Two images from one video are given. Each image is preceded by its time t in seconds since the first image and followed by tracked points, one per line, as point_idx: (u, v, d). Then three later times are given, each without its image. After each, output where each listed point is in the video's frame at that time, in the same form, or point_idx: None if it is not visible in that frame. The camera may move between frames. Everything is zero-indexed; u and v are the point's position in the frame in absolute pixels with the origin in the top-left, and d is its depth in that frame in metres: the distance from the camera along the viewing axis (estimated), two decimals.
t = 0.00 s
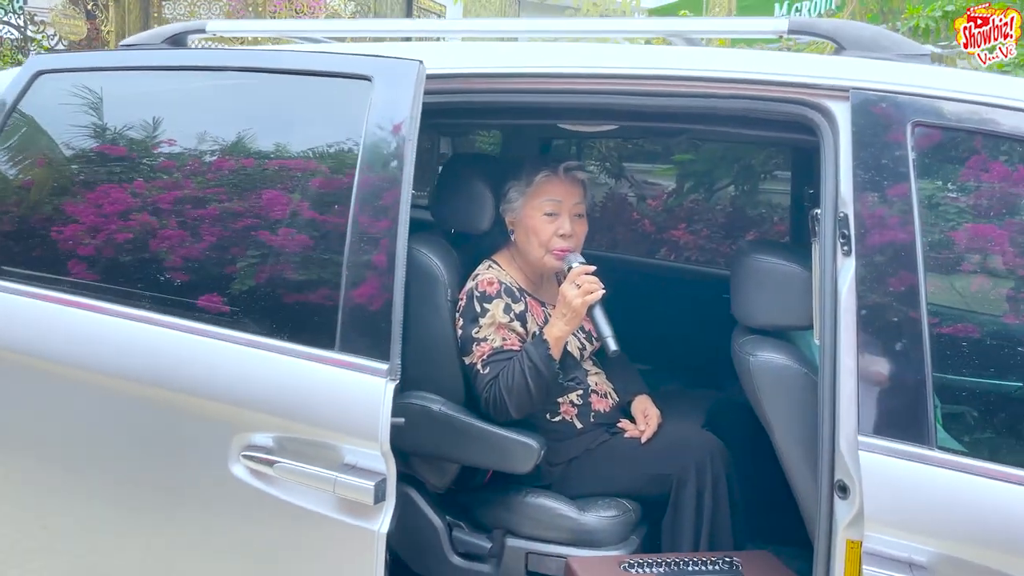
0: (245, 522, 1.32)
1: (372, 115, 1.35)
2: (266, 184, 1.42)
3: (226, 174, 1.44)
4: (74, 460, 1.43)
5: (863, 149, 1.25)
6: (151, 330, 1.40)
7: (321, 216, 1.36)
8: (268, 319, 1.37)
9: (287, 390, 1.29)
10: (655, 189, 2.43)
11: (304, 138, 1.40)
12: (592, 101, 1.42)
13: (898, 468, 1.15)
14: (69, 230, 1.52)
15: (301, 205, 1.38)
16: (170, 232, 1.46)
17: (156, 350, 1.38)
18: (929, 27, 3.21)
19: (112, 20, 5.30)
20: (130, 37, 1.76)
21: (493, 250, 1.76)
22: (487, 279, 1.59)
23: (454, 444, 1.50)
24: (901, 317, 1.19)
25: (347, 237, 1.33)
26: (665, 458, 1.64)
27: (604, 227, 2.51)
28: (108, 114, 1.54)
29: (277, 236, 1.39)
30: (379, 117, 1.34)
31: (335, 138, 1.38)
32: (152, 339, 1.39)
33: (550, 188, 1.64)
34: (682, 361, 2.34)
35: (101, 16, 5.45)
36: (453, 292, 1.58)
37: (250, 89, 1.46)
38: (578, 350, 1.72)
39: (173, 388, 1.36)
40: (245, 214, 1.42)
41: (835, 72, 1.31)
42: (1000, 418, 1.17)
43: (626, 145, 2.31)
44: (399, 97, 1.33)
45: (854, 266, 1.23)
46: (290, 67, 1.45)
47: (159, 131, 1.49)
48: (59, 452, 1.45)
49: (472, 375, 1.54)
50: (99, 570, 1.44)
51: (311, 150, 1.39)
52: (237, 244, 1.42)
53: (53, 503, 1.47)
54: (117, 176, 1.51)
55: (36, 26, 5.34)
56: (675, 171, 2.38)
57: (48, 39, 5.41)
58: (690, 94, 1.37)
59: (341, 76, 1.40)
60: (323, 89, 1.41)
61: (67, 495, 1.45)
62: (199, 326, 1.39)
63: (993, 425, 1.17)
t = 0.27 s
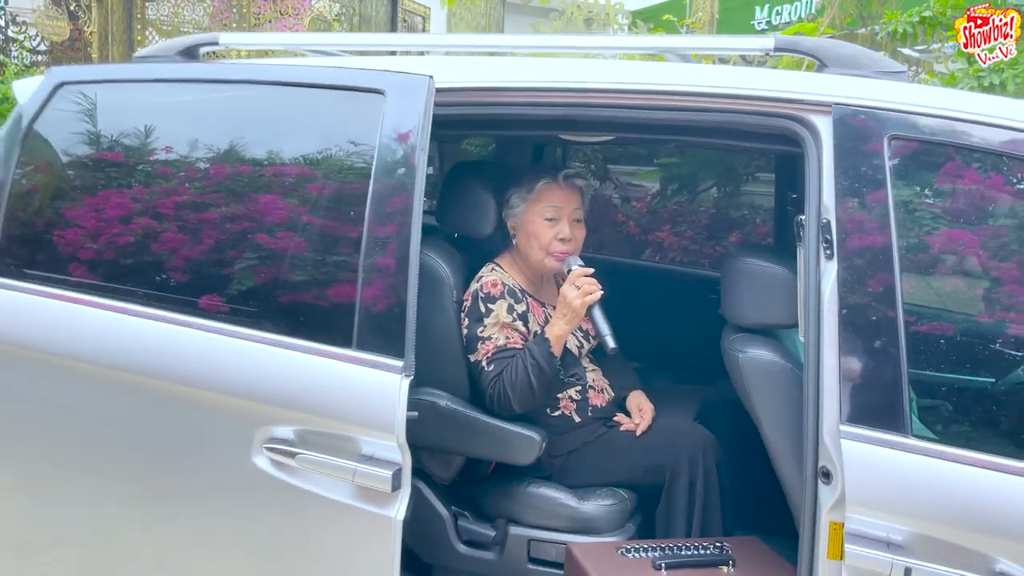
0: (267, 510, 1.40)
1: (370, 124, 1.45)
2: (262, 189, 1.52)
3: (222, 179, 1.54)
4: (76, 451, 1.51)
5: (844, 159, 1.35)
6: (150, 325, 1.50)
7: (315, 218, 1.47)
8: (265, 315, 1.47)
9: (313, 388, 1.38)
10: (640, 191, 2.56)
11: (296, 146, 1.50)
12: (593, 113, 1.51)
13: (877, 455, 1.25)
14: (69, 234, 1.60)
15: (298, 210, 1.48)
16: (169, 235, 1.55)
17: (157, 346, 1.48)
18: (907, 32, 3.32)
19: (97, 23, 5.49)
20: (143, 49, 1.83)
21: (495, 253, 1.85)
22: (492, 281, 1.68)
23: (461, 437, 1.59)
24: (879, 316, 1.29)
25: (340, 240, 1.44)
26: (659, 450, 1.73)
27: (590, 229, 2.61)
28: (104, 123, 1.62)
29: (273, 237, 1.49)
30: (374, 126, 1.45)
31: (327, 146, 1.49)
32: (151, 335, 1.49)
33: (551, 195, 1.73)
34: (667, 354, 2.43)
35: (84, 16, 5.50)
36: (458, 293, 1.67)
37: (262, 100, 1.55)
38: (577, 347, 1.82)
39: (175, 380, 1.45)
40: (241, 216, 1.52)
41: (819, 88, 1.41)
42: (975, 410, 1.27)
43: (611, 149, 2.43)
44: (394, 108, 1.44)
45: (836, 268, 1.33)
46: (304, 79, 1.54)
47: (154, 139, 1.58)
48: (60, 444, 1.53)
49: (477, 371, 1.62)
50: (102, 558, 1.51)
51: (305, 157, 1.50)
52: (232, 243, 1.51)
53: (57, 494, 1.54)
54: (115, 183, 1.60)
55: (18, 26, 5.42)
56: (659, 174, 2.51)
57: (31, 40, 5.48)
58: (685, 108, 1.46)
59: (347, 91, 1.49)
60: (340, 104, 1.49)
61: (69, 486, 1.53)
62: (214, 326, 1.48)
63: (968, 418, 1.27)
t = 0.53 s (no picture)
0: (283, 506, 1.48)
1: (364, 140, 1.58)
2: (259, 201, 1.63)
3: (220, 192, 1.65)
4: (80, 448, 1.61)
5: (828, 177, 1.44)
6: (152, 328, 1.61)
7: (308, 227, 1.59)
8: (264, 319, 1.58)
9: (328, 390, 1.47)
10: (627, 195, 2.67)
11: (290, 159, 1.62)
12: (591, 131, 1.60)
13: (859, 453, 1.34)
14: (74, 244, 1.71)
15: (292, 220, 1.60)
16: (170, 244, 1.66)
17: (166, 349, 1.58)
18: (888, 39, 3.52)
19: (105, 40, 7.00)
20: (160, 65, 1.91)
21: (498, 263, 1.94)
22: (495, 290, 1.76)
23: (465, 439, 1.67)
24: (860, 322, 1.38)
25: (330, 247, 1.56)
26: (654, 452, 1.81)
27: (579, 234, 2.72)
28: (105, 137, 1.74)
29: (271, 246, 1.60)
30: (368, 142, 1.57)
31: (321, 159, 1.61)
32: (156, 337, 1.59)
33: (551, 209, 1.81)
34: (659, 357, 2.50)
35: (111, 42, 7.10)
36: (461, 302, 1.75)
37: (271, 119, 1.66)
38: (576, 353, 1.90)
39: (183, 381, 1.55)
40: (239, 227, 1.63)
41: (803, 110, 1.51)
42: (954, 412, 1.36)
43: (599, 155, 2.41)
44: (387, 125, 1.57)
45: (820, 279, 1.42)
46: (317, 102, 1.63)
47: (152, 153, 1.71)
48: (67, 442, 1.62)
49: (481, 375, 1.71)
50: (111, 551, 1.60)
51: (297, 170, 1.62)
52: (228, 251, 1.62)
53: (66, 490, 1.63)
54: (117, 194, 1.71)
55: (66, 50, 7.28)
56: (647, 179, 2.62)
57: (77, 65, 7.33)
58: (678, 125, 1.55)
59: (351, 112, 1.60)
60: (359, 124, 1.59)
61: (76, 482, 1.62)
62: (225, 334, 1.58)
63: (945, 419, 1.36)
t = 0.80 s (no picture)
0: (297, 502, 1.54)
1: (355, 150, 1.68)
2: (255, 209, 1.71)
3: (218, 200, 1.73)
4: (83, 446, 1.68)
5: (813, 188, 1.53)
6: (152, 329, 1.68)
7: (305, 234, 1.66)
8: (264, 320, 1.64)
9: (333, 390, 1.54)
10: (614, 199, 2.79)
11: (282, 169, 1.71)
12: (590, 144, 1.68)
13: (844, 448, 1.42)
14: (75, 251, 1.79)
15: (289, 228, 1.67)
16: (169, 250, 1.73)
17: (170, 351, 1.65)
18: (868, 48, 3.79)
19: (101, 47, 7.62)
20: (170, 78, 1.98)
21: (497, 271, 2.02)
22: (497, 295, 1.85)
23: (470, 438, 1.74)
24: (843, 324, 1.47)
25: (327, 252, 1.64)
26: (649, 448, 1.91)
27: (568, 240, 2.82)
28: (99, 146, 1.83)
29: (267, 252, 1.68)
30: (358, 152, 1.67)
31: (312, 168, 1.70)
32: (157, 339, 1.66)
33: (549, 218, 1.90)
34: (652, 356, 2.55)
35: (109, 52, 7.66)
36: (464, 306, 1.84)
37: (269, 132, 1.75)
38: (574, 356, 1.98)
39: (189, 382, 1.62)
40: (237, 234, 1.71)
41: (789, 125, 1.59)
42: (933, 409, 1.44)
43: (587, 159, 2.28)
44: (376, 138, 1.67)
45: (806, 285, 1.50)
46: (328, 115, 1.72)
47: (147, 162, 1.80)
48: (70, 440, 1.69)
49: (483, 376, 1.79)
50: (117, 547, 1.66)
51: (290, 180, 1.70)
52: (223, 258, 1.70)
53: (69, 488, 1.70)
54: (115, 202, 1.79)
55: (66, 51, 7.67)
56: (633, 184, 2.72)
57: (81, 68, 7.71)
58: (671, 139, 1.63)
59: (355, 124, 1.70)
60: (377, 139, 1.67)
61: (80, 480, 1.69)
62: (231, 335, 1.65)
63: (923, 416, 1.44)
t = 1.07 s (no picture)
0: (300, 498, 1.61)
1: (337, 159, 1.77)
2: (241, 217, 1.78)
3: (202, 209, 1.80)
4: (78, 449, 1.73)
5: (787, 195, 1.63)
6: (142, 333, 1.74)
7: (290, 240, 1.75)
8: (251, 322, 1.72)
9: (326, 389, 1.61)
10: (589, 202, 2.79)
11: (264, 179, 1.79)
12: (579, 156, 1.77)
13: (819, 439, 1.51)
14: (63, 260, 1.84)
15: (274, 235, 1.76)
16: (157, 258, 1.80)
17: (163, 356, 1.71)
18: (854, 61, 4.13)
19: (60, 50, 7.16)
20: (166, 90, 2.04)
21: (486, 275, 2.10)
22: (488, 298, 1.93)
23: (466, 435, 1.82)
24: (816, 323, 1.57)
25: (314, 258, 1.72)
26: (635, 444, 2.01)
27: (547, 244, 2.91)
28: (81, 156, 1.89)
29: (253, 258, 1.75)
30: (340, 161, 1.76)
31: (293, 177, 1.78)
32: (149, 343, 1.73)
33: (539, 225, 1.99)
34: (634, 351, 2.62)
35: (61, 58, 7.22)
36: (457, 309, 1.92)
37: (254, 143, 1.83)
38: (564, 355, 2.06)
39: (184, 385, 1.68)
40: (224, 242, 1.78)
41: (765, 137, 1.69)
42: (903, 403, 1.56)
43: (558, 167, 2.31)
44: (358, 148, 1.76)
45: (783, 287, 1.60)
46: (324, 128, 1.80)
47: (130, 171, 1.87)
48: (63, 443, 1.74)
49: (477, 377, 1.87)
50: (115, 545, 1.72)
51: (272, 189, 1.78)
52: (208, 265, 1.77)
53: (65, 489, 1.75)
54: (101, 211, 1.85)
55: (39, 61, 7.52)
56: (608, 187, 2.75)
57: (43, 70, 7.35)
58: (653, 149, 1.72)
59: (346, 136, 1.78)
60: (369, 151, 1.76)
61: (75, 483, 1.74)
62: (226, 339, 1.71)
63: (892, 408, 1.56)
